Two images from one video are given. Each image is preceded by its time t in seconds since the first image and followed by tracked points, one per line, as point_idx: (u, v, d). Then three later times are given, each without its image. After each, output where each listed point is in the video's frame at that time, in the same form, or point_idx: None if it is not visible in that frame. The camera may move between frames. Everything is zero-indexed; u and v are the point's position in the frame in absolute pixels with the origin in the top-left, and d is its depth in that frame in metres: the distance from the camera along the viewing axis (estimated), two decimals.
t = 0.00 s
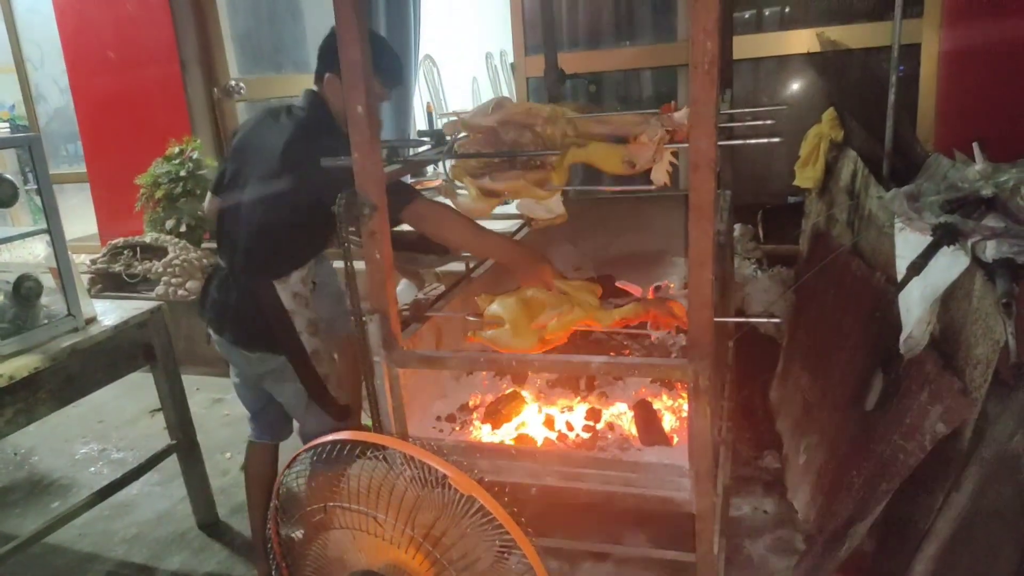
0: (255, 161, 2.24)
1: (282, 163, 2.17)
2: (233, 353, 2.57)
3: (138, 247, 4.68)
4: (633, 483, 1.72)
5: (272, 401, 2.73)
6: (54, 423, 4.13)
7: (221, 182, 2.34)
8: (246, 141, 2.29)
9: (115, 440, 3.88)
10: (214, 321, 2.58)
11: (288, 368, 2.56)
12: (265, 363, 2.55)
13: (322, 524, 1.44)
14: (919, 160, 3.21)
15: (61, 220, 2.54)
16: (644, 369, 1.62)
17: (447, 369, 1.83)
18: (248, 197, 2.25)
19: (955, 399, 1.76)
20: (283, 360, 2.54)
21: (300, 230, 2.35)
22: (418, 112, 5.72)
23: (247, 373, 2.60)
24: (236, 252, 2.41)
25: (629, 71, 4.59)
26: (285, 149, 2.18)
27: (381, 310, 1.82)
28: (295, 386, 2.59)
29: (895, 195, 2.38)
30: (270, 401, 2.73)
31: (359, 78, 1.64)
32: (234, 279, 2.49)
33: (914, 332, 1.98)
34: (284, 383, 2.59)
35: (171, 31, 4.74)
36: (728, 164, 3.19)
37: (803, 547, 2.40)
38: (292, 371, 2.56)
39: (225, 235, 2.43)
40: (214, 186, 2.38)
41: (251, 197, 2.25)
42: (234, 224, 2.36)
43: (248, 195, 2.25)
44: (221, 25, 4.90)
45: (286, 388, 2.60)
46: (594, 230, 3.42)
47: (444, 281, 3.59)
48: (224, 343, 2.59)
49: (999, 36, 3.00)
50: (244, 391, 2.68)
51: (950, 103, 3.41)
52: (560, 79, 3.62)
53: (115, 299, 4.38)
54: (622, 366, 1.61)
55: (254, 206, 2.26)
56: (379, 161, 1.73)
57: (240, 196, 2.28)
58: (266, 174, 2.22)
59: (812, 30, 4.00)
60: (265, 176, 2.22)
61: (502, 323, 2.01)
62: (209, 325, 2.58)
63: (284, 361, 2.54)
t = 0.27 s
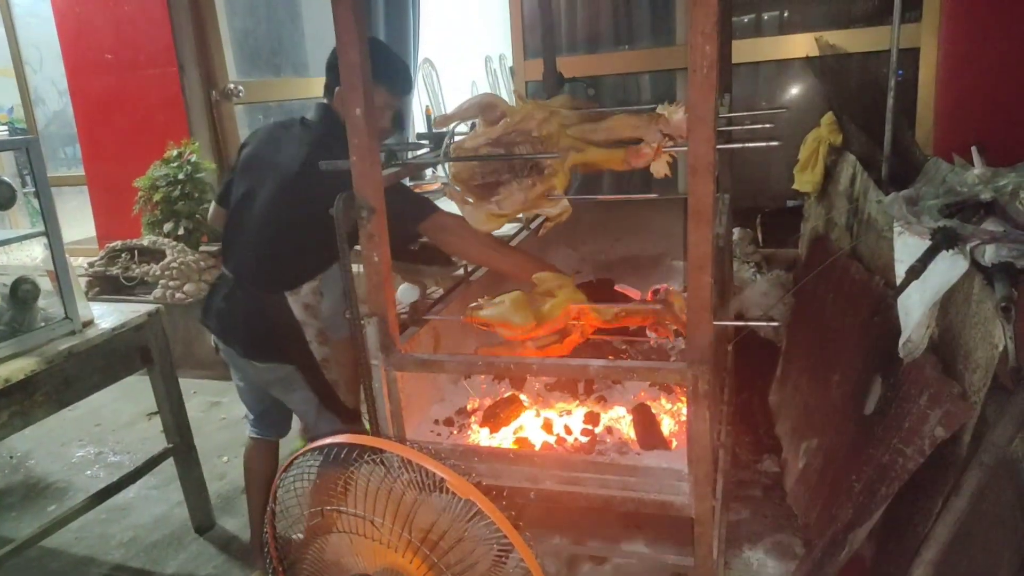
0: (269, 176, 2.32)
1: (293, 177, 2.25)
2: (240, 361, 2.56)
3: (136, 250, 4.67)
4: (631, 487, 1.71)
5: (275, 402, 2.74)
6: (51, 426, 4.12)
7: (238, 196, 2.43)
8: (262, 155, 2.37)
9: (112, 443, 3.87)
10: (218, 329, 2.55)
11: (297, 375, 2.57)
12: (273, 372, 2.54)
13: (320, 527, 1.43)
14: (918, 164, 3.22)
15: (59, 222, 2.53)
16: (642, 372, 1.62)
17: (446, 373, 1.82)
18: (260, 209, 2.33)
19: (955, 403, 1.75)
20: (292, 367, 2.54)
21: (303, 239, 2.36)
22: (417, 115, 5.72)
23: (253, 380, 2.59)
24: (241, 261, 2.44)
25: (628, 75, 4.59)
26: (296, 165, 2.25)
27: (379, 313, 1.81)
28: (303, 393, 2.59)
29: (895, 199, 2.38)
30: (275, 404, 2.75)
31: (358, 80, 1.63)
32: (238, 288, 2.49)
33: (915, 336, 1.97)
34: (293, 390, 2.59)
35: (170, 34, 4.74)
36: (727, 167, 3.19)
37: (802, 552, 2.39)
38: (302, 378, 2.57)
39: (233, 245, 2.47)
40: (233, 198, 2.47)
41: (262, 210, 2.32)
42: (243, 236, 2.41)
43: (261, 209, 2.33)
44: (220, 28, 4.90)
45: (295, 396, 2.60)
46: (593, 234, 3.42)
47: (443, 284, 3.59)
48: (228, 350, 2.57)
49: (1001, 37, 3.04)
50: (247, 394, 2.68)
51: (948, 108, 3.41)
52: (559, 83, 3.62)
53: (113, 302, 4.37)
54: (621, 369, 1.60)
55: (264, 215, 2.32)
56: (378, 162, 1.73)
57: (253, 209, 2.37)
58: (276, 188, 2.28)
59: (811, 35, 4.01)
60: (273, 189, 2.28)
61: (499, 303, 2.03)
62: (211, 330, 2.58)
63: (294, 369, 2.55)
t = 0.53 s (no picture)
0: (277, 180, 2.36)
1: (306, 184, 2.28)
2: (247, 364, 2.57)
3: (136, 251, 4.68)
4: (632, 486, 1.70)
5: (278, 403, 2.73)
6: (52, 428, 4.12)
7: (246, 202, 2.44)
8: (270, 162, 2.39)
9: (113, 445, 3.87)
10: (224, 332, 2.56)
11: (305, 376, 2.54)
12: (280, 374, 2.54)
13: (320, 527, 1.43)
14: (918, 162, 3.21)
15: (59, 224, 2.53)
16: (643, 372, 1.61)
17: (446, 373, 1.82)
18: (269, 215, 2.34)
19: (956, 401, 1.74)
20: (300, 369, 2.52)
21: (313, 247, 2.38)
22: (417, 116, 5.72)
23: (260, 381, 2.61)
24: (247, 266, 2.46)
25: (628, 75, 4.59)
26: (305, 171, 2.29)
27: (380, 313, 1.81)
28: (310, 394, 2.58)
29: (895, 197, 2.38)
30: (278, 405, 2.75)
31: (357, 80, 1.63)
32: (242, 290, 2.49)
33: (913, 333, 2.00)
34: (300, 392, 2.58)
35: (169, 35, 4.74)
36: (727, 166, 3.19)
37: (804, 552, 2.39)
38: (309, 380, 2.54)
39: (240, 249, 2.48)
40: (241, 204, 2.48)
41: (271, 216, 2.33)
42: (250, 240, 2.43)
43: (270, 215, 2.35)
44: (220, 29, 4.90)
45: (302, 397, 2.59)
46: (593, 233, 3.42)
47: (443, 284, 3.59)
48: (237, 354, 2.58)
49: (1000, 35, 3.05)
50: (252, 395, 2.69)
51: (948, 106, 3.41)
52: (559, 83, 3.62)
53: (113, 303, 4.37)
54: (621, 369, 1.60)
55: (270, 221, 2.34)
56: (378, 163, 1.73)
57: (261, 214, 2.39)
58: (288, 194, 2.29)
59: (810, 34, 4.01)
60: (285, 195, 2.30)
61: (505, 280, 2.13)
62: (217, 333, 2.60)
63: (301, 371, 2.53)
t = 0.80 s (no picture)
0: (269, 166, 2.35)
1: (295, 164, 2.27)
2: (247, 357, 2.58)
3: (129, 247, 4.65)
4: (625, 481, 1.71)
5: (275, 399, 2.73)
6: (44, 425, 4.10)
7: (238, 194, 2.44)
8: (261, 153, 2.39)
9: (105, 441, 3.85)
10: (222, 324, 2.58)
11: (301, 368, 2.56)
12: (277, 366, 2.55)
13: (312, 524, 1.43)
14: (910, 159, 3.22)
15: (50, 220, 2.51)
16: (636, 367, 1.62)
17: (439, 368, 1.82)
18: (263, 206, 2.34)
19: (947, 396, 1.76)
20: (297, 359, 2.53)
21: (304, 236, 2.36)
22: (410, 111, 5.71)
23: (258, 375, 2.61)
24: (243, 256, 2.45)
25: (622, 71, 4.59)
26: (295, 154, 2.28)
27: (373, 309, 1.81)
28: (307, 386, 2.59)
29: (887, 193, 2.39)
30: (276, 399, 2.74)
31: (350, 75, 1.63)
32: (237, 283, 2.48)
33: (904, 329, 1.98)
34: (295, 384, 2.59)
35: (160, 29, 4.70)
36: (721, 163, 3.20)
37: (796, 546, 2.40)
38: (305, 371, 2.55)
39: (235, 243, 2.48)
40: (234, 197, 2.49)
41: (264, 207, 2.34)
42: (246, 228, 2.42)
43: (264, 207, 2.35)
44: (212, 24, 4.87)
45: (297, 390, 2.60)
46: (587, 229, 3.42)
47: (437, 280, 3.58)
48: (235, 346, 2.58)
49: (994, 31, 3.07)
50: (252, 389, 2.69)
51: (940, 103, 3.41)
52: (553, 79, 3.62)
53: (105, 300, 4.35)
54: (614, 364, 1.61)
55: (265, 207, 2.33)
56: (371, 159, 1.73)
57: (255, 201, 2.38)
58: (279, 184, 2.29)
59: (804, 30, 4.02)
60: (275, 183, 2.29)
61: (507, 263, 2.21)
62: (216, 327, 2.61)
63: (298, 362, 2.54)
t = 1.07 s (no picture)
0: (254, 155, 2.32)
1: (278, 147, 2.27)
2: (242, 352, 2.57)
3: (122, 247, 4.64)
4: (620, 480, 1.71)
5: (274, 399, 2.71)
6: (38, 425, 4.08)
7: (222, 185, 2.40)
8: (242, 141, 2.35)
9: (99, 442, 3.84)
10: (219, 323, 2.57)
11: (297, 363, 2.61)
12: (273, 360, 2.56)
13: (308, 523, 1.43)
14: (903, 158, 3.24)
15: (42, 219, 2.51)
16: (630, 366, 1.63)
17: (434, 368, 1.82)
18: (245, 196, 2.32)
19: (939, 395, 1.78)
20: (294, 353, 2.57)
21: (291, 224, 2.37)
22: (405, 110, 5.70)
23: (251, 371, 2.60)
24: (237, 252, 2.44)
25: (616, 70, 4.60)
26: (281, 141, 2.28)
27: (367, 308, 1.81)
28: (303, 383, 2.63)
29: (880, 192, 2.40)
30: (270, 398, 2.69)
31: (344, 73, 1.63)
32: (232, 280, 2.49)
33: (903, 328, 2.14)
34: (292, 380, 2.62)
35: (153, 28, 4.69)
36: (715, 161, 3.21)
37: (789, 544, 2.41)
38: (302, 367, 2.61)
39: (225, 236, 2.47)
40: (217, 188, 2.47)
41: (250, 202, 2.32)
42: (236, 222, 2.41)
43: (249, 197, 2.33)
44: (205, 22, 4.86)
45: (294, 386, 2.63)
46: (582, 228, 3.43)
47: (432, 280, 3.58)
48: (231, 342, 2.58)
49: (990, 25, 3.08)
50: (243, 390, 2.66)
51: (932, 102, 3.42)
52: (547, 77, 3.62)
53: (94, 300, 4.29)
54: (608, 363, 1.61)
55: (252, 200, 2.31)
56: (365, 159, 1.72)
57: (239, 192, 2.35)
58: (264, 178, 2.27)
59: (798, 30, 4.03)
60: (256, 173, 2.27)
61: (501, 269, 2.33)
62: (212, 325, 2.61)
63: (295, 356, 2.59)
